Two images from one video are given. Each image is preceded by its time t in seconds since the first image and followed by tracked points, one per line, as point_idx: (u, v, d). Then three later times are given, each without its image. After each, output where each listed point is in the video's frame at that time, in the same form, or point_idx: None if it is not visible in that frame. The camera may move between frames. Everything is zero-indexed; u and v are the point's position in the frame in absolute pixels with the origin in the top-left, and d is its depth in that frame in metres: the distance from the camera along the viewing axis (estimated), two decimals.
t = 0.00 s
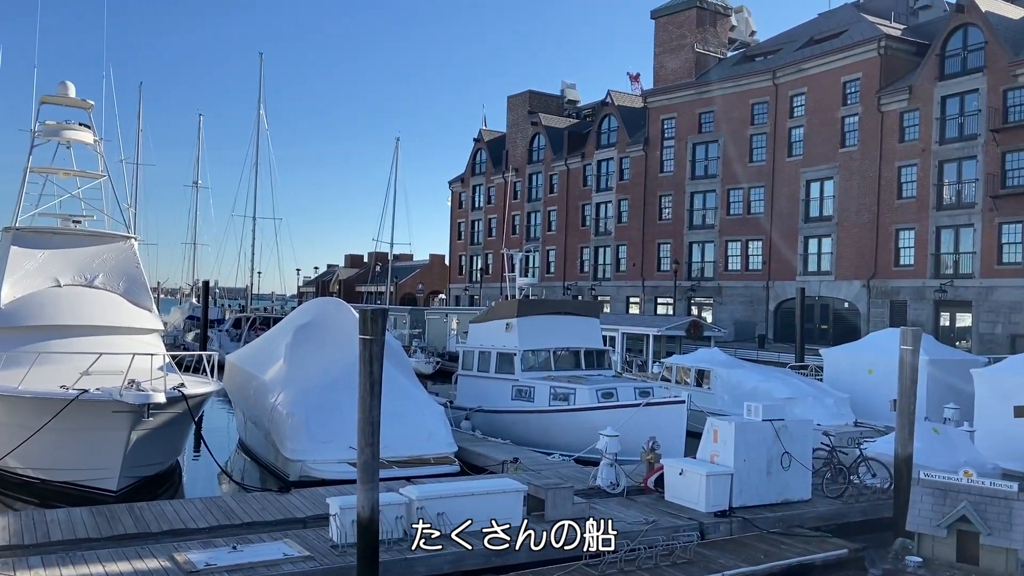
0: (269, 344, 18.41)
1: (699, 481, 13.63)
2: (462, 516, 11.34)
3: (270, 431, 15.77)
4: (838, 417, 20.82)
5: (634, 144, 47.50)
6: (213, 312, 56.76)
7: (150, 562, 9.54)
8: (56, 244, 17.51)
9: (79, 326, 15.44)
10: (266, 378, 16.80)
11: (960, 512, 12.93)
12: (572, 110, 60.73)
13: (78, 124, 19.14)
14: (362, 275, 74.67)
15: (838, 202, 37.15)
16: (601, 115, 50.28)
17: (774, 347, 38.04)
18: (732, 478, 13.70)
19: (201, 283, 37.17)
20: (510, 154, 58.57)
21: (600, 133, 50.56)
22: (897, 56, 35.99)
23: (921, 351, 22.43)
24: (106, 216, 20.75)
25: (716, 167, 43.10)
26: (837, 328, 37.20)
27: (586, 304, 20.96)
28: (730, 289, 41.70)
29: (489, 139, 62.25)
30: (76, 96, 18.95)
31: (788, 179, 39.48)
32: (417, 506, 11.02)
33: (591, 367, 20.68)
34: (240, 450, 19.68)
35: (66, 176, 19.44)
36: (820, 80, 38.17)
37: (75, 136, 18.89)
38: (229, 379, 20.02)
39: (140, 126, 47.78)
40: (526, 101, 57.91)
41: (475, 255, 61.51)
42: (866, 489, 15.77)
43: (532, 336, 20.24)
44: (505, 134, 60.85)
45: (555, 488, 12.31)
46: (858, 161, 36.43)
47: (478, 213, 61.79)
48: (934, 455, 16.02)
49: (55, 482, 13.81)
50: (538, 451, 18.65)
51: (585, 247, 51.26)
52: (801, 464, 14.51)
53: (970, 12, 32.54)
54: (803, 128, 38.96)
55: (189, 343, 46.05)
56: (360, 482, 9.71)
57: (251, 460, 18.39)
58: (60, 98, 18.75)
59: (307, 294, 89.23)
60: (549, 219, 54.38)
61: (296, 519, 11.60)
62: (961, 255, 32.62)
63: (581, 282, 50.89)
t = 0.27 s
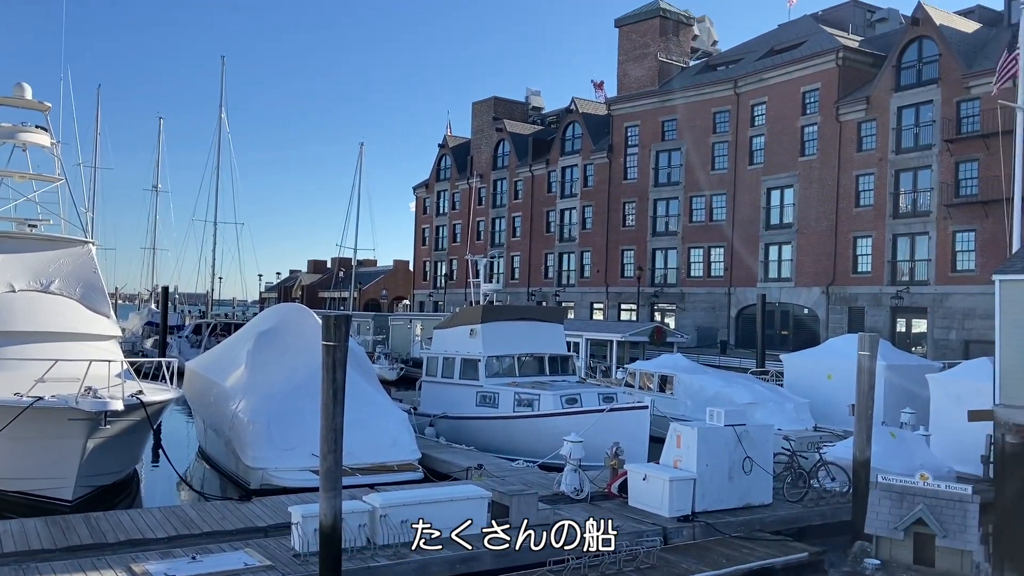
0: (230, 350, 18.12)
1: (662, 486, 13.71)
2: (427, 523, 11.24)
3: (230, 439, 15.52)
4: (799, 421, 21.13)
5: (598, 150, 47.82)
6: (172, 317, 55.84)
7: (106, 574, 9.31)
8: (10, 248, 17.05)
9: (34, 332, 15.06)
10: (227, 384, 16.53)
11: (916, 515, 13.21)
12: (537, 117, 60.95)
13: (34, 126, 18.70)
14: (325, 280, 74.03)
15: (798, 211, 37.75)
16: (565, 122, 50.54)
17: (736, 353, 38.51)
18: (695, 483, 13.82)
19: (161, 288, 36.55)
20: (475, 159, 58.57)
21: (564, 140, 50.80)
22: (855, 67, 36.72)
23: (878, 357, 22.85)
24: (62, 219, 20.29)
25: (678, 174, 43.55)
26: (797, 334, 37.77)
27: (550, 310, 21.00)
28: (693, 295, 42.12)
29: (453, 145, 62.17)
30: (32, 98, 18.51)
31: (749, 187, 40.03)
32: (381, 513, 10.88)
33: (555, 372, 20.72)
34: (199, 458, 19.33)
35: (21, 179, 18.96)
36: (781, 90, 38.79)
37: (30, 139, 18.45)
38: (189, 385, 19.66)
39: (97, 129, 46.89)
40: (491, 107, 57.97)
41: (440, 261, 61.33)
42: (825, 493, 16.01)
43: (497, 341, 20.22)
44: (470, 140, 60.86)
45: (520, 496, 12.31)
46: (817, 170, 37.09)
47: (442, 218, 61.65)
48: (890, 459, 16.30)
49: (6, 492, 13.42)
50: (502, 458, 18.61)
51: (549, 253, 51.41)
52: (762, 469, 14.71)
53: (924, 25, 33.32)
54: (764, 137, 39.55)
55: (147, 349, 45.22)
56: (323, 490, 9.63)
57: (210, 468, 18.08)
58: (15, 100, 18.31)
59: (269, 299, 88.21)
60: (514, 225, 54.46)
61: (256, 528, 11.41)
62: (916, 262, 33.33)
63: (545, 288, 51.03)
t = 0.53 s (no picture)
0: (197, 357, 17.89)
1: (632, 492, 13.72)
2: (396, 531, 11.15)
3: (197, 447, 15.30)
4: (766, 427, 21.36)
5: (569, 158, 48.04)
6: (137, 324, 55.04)
7: None
8: None
9: None
10: (193, 393, 16.30)
11: (882, 519, 13.42)
12: (508, 124, 61.06)
13: None
14: (294, 286, 73.44)
15: (765, 219, 38.21)
16: (536, 129, 50.74)
17: (705, 359, 38.84)
18: (664, 489, 13.88)
19: (126, 294, 36.01)
20: (446, 166, 58.53)
21: (535, 147, 50.97)
22: (821, 78, 37.30)
23: (843, 363, 23.16)
24: (25, 224, 19.93)
25: (648, 182, 43.88)
26: (765, 340, 38.20)
27: (521, 317, 21.02)
28: (663, 302, 42.42)
29: (425, 151, 62.04)
30: None
31: (718, 195, 40.44)
32: (350, 522, 10.77)
33: (526, 379, 20.73)
34: (165, 467, 19.02)
35: None
36: (749, 99, 39.27)
37: None
38: (154, 394, 19.35)
39: (62, 133, 46.12)
40: (462, 114, 57.99)
41: (410, 267, 61.13)
42: (793, 498, 16.17)
43: (468, 348, 20.18)
44: (441, 146, 60.85)
45: (491, 502, 12.30)
46: (784, 179, 37.60)
47: (413, 225, 61.46)
48: (856, 464, 16.48)
49: None
50: (472, 464, 18.56)
51: (520, 260, 51.50)
52: (730, 474, 14.84)
53: (888, 37, 33.95)
54: (732, 146, 40.00)
55: (112, 357, 44.52)
56: (291, 498, 9.63)
57: (176, 477, 17.80)
58: None
59: (237, 306, 87.25)
60: (485, 232, 54.48)
61: (223, 537, 11.27)
62: (880, 270, 33.89)
63: (517, 295, 51.08)
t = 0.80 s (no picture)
0: (169, 364, 17.71)
1: (607, 499, 13.72)
2: (371, 539, 11.12)
3: (169, 455, 15.16)
4: (741, 433, 21.53)
5: (547, 165, 48.22)
6: (110, 331, 54.31)
7: None
8: None
9: None
10: (165, 400, 16.13)
11: (853, 524, 13.58)
12: (486, 131, 61.15)
13: None
14: (270, 293, 72.90)
15: (740, 227, 38.59)
16: (514, 136, 50.87)
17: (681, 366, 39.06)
18: (640, 495, 13.94)
19: (98, 300, 35.55)
20: (423, 172, 58.47)
21: (513, 154, 51.08)
22: (794, 88, 37.78)
23: (816, 370, 23.42)
24: None
25: (625, 189, 44.15)
26: (740, 347, 38.49)
27: (498, 324, 21.03)
28: (639, 309, 42.65)
29: (402, 158, 61.93)
30: None
31: (694, 203, 40.78)
32: (325, 530, 10.71)
33: (503, 386, 20.73)
34: (137, 475, 18.78)
35: None
36: (724, 108, 39.67)
37: None
38: (125, 401, 19.11)
39: (34, 137, 45.52)
40: (440, 120, 57.99)
41: (387, 273, 60.93)
42: (766, 504, 16.30)
43: (444, 355, 20.17)
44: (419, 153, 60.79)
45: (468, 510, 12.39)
46: (758, 187, 38.00)
47: (390, 231, 61.31)
48: (829, 469, 16.71)
49: None
50: (448, 472, 18.51)
51: (497, 266, 51.53)
52: (705, 480, 14.95)
53: (860, 49, 34.46)
54: (708, 154, 40.37)
55: (83, 364, 43.88)
56: (265, 506, 9.66)
57: (148, 485, 17.59)
58: None
59: (212, 312, 86.40)
60: (462, 239, 54.46)
61: (195, 546, 11.17)
62: (853, 278, 34.32)
63: (494, 301, 51.10)
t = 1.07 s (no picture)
0: (146, 371, 17.54)
1: (588, 506, 13.72)
2: (349, 549, 11.01)
3: (146, 464, 14.97)
4: (721, 440, 21.63)
5: (529, 172, 48.33)
6: (87, 337, 53.64)
7: None
8: None
9: None
10: (142, 407, 15.97)
11: (834, 529, 13.57)
12: (468, 138, 61.18)
13: None
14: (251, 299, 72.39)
15: (721, 234, 38.82)
16: (496, 143, 50.95)
17: (662, 373, 39.18)
18: (621, 502, 13.96)
19: (76, 307, 35.13)
20: (405, 179, 58.40)
21: (495, 161, 51.12)
22: (774, 98, 38.12)
23: (796, 377, 23.59)
24: None
25: (607, 197, 44.31)
26: (721, 354, 38.67)
27: (480, 331, 21.01)
28: (621, 316, 42.77)
29: (384, 164, 61.79)
30: None
31: (675, 211, 40.99)
32: (304, 539, 10.56)
33: (485, 393, 20.70)
34: (113, 484, 18.54)
35: None
36: (705, 117, 39.94)
37: None
38: (102, 409, 18.89)
39: (11, 141, 45.00)
40: (423, 127, 57.96)
41: (369, 280, 60.73)
42: (747, 511, 16.38)
43: (426, 362, 20.12)
44: (401, 159, 60.71)
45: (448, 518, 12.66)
46: (739, 196, 38.26)
47: (372, 237, 61.13)
48: (808, 476, 16.83)
49: None
50: (430, 479, 18.45)
51: (480, 273, 51.51)
52: (686, 488, 15.01)
53: (838, 59, 34.81)
54: (689, 163, 40.61)
55: (60, 371, 43.30)
56: (242, 515, 9.58)
57: (125, 494, 17.35)
58: None
59: (191, 319, 85.63)
60: (445, 245, 54.39)
61: (172, 556, 11.03)
62: (832, 286, 34.60)
63: (476, 308, 51.04)
